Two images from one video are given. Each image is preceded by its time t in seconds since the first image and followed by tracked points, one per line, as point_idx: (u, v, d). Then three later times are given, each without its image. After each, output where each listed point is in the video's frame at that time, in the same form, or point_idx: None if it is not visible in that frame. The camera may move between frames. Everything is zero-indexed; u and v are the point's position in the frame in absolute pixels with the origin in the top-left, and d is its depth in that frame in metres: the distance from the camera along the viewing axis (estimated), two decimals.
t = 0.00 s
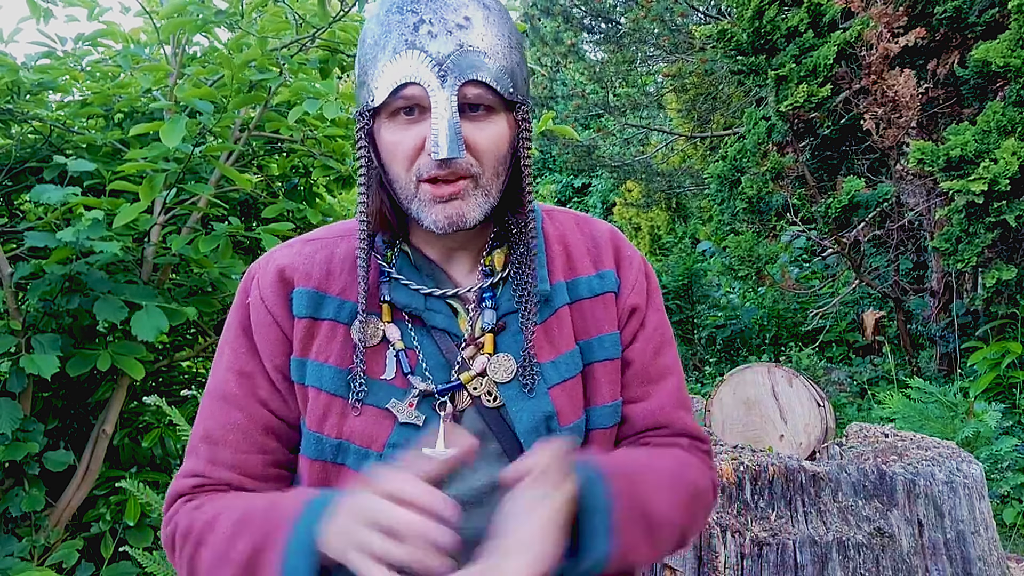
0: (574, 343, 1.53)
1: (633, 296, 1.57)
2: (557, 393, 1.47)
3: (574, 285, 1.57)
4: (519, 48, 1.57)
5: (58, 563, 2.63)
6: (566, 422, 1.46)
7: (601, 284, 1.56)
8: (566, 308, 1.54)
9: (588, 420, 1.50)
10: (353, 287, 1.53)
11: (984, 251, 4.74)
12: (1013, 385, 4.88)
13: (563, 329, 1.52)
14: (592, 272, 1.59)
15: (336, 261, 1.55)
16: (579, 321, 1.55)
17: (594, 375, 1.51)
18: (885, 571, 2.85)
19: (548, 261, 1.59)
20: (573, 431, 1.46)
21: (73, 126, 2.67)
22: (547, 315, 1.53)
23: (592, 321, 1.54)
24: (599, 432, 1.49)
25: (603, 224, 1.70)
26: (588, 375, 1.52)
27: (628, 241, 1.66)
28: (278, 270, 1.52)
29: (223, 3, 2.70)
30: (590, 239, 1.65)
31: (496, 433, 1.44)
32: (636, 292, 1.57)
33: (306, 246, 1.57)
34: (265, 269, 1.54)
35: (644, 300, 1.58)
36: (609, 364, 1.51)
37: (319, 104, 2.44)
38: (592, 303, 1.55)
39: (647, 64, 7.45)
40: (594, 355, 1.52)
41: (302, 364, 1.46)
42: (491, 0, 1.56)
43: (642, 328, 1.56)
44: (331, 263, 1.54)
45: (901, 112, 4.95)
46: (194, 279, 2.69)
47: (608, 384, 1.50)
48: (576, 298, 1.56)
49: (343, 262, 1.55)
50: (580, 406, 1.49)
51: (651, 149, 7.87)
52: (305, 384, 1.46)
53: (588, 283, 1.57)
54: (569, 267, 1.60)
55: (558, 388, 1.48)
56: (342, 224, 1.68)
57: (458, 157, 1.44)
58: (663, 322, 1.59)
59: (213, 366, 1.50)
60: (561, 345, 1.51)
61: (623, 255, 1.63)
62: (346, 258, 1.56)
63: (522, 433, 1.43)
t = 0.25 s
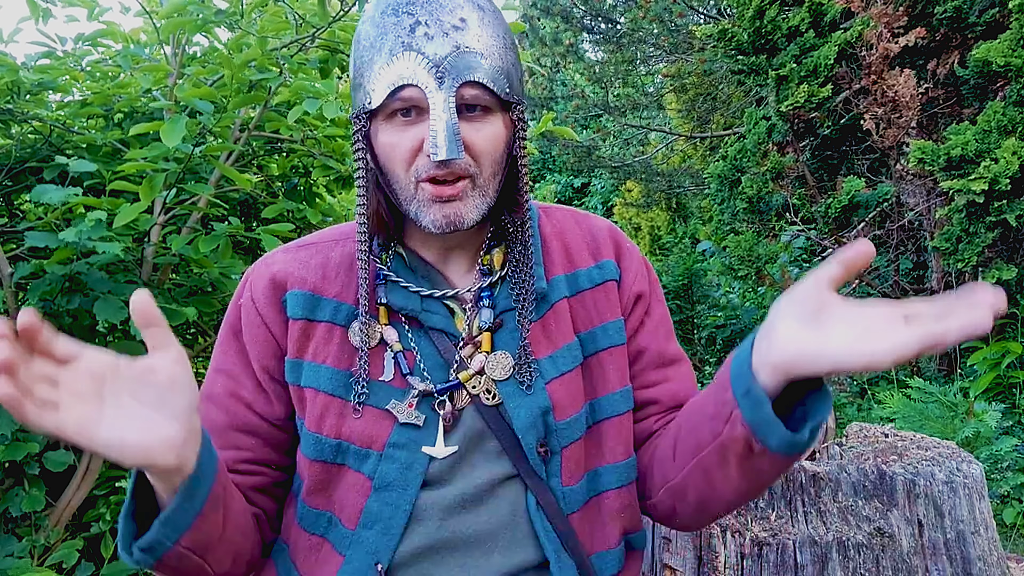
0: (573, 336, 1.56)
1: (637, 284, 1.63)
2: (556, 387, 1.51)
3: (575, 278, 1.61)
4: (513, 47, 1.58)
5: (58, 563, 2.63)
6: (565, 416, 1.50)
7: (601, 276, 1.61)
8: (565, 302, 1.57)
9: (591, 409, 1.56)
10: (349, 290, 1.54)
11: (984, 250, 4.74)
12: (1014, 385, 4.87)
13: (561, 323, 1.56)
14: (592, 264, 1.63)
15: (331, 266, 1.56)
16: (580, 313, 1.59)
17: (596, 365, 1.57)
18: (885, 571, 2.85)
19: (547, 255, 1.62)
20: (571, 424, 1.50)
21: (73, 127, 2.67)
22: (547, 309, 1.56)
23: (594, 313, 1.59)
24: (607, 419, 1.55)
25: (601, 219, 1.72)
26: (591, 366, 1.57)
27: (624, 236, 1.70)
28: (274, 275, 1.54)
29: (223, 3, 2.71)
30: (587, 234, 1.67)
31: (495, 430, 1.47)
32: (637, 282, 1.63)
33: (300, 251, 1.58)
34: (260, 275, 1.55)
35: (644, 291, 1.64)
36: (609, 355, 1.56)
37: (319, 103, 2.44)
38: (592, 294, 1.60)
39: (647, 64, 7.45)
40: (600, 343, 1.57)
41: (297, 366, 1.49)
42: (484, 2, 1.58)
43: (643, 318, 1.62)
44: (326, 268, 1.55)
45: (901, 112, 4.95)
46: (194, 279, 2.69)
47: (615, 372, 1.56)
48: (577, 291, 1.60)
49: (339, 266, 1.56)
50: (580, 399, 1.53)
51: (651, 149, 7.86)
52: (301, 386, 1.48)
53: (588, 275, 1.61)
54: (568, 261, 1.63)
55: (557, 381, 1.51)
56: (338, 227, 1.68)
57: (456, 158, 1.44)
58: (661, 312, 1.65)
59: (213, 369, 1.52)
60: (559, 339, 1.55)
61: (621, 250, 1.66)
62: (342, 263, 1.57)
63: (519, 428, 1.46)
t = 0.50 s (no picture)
0: (567, 338, 1.55)
1: (627, 289, 1.60)
2: (552, 386, 1.50)
3: (568, 281, 1.59)
4: (512, 47, 1.58)
5: (58, 563, 2.63)
6: (560, 415, 1.49)
7: (594, 280, 1.59)
8: (560, 304, 1.56)
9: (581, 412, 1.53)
10: (350, 286, 1.53)
11: (984, 250, 4.74)
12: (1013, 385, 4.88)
13: (556, 324, 1.55)
14: (585, 268, 1.62)
15: (333, 262, 1.55)
16: (573, 316, 1.58)
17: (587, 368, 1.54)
18: (885, 571, 2.85)
19: (542, 258, 1.61)
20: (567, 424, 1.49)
21: (73, 126, 2.67)
22: (541, 312, 1.55)
23: (587, 316, 1.57)
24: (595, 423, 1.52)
25: (596, 223, 1.72)
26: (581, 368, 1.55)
27: (620, 240, 1.69)
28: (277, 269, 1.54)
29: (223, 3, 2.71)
30: (583, 237, 1.67)
31: (492, 429, 1.45)
32: (628, 287, 1.60)
33: (304, 247, 1.59)
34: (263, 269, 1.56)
35: (637, 294, 1.61)
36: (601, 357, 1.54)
37: (319, 104, 2.44)
38: (585, 299, 1.58)
39: (647, 64, 7.45)
40: (588, 348, 1.55)
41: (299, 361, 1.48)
42: (483, 4, 1.58)
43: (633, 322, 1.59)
44: (328, 264, 1.55)
45: (901, 112, 4.95)
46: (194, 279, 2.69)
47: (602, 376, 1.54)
48: (570, 294, 1.58)
49: (341, 262, 1.56)
50: (573, 400, 1.51)
51: (651, 149, 7.86)
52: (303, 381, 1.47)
53: (581, 279, 1.59)
54: (562, 264, 1.62)
55: (553, 381, 1.50)
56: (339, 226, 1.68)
57: (455, 155, 1.43)
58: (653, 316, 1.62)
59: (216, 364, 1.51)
60: (554, 340, 1.54)
61: (615, 253, 1.65)
62: (343, 259, 1.56)
63: (516, 426, 1.44)
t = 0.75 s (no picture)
0: (563, 345, 1.53)
1: (623, 297, 1.57)
2: (548, 393, 1.47)
3: (565, 288, 1.57)
4: (515, 49, 1.57)
5: (58, 563, 2.63)
6: (557, 421, 1.47)
7: (591, 288, 1.56)
8: (557, 312, 1.54)
9: (574, 421, 1.50)
10: (350, 286, 1.51)
11: (984, 250, 4.74)
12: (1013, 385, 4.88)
13: (553, 331, 1.52)
14: (582, 275, 1.59)
15: (332, 261, 1.53)
16: (569, 324, 1.55)
17: (581, 377, 1.51)
18: (885, 571, 2.85)
19: (539, 263, 1.58)
20: (562, 431, 1.47)
21: (73, 126, 2.67)
22: (536, 318, 1.52)
23: (583, 325, 1.54)
24: (585, 434, 1.50)
25: (594, 228, 1.70)
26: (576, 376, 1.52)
27: (618, 245, 1.67)
28: (277, 265, 1.52)
29: (223, 3, 2.71)
30: (580, 242, 1.65)
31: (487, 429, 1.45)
32: (624, 295, 1.58)
33: (304, 243, 1.56)
34: (263, 264, 1.53)
35: (633, 303, 1.59)
36: (597, 366, 1.52)
37: (320, 104, 2.44)
38: (581, 306, 1.55)
39: (647, 64, 7.45)
40: (582, 357, 1.52)
41: (296, 361, 1.46)
42: (487, 3, 1.57)
43: (628, 330, 1.56)
44: (327, 263, 1.53)
45: (901, 112, 4.95)
46: (194, 279, 2.70)
47: (594, 385, 1.51)
48: (566, 301, 1.56)
49: (339, 262, 1.54)
50: (569, 407, 1.49)
51: (651, 149, 7.86)
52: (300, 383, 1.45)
53: (578, 287, 1.57)
54: (559, 270, 1.59)
55: (549, 388, 1.47)
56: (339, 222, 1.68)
57: (451, 156, 1.43)
58: (649, 324, 1.60)
59: (213, 361, 1.49)
60: (551, 346, 1.51)
61: (612, 259, 1.63)
62: (342, 258, 1.55)
63: (512, 431, 1.43)
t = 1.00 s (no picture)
0: (564, 348, 1.52)
1: (625, 302, 1.58)
2: (548, 396, 1.47)
3: (567, 291, 1.57)
4: (516, 49, 1.57)
5: (58, 563, 2.63)
6: (556, 424, 1.46)
7: (593, 292, 1.57)
8: (558, 314, 1.54)
9: (574, 424, 1.50)
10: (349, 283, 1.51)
11: (984, 250, 4.74)
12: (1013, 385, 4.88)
13: (554, 333, 1.52)
14: (585, 279, 1.60)
15: (332, 259, 1.53)
16: (570, 327, 1.55)
17: (582, 380, 1.51)
18: (885, 571, 2.85)
19: (541, 265, 1.58)
20: (561, 434, 1.47)
21: (73, 126, 2.67)
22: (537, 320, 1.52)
23: (584, 328, 1.54)
24: (584, 436, 1.50)
25: (596, 233, 1.70)
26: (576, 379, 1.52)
27: (620, 250, 1.67)
28: (277, 262, 1.51)
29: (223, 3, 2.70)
30: (582, 246, 1.65)
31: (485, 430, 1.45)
32: (627, 299, 1.58)
33: (304, 241, 1.56)
34: (263, 261, 1.53)
35: (635, 308, 1.59)
36: (598, 370, 1.52)
37: (320, 104, 2.44)
38: (582, 310, 1.55)
39: (647, 63, 7.45)
40: (583, 360, 1.52)
41: (294, 359, 1.45)
42: (488, 2, 1.56)
43: (630, 335, 1.57)
44: (327, 261, 1.53)
45: (901, 112, 4.95)
46: (194, 279, 2.69)
47: (595, 388, 1.51)
48: (568, 304, 1.56)
49: (339, 259, 1.54)
50: (568, 410, 1.49)
51: (651, 149, 7.86)
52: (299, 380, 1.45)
53: (580, 290, 1.57)
54: (561, 273, 1.60)
55: (549, 390, 1.47)
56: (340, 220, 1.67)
57: (448, 157, 1.43)
58: (650, 330, 1.60)
59: (212, 359, 1.49)
60: (551, 348, 1.51)
61: (614, 264, 1.63)
62: (343, 255, 1.55)
63: (511, 432, 1.42)
